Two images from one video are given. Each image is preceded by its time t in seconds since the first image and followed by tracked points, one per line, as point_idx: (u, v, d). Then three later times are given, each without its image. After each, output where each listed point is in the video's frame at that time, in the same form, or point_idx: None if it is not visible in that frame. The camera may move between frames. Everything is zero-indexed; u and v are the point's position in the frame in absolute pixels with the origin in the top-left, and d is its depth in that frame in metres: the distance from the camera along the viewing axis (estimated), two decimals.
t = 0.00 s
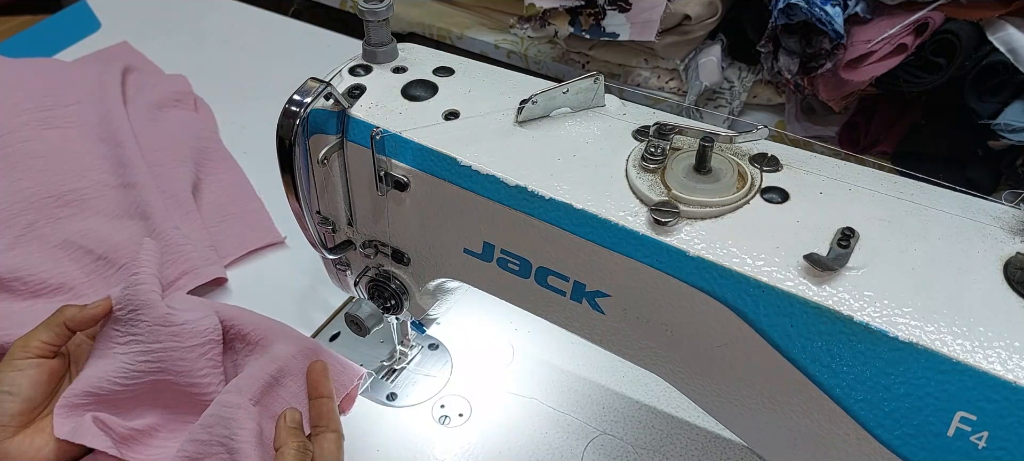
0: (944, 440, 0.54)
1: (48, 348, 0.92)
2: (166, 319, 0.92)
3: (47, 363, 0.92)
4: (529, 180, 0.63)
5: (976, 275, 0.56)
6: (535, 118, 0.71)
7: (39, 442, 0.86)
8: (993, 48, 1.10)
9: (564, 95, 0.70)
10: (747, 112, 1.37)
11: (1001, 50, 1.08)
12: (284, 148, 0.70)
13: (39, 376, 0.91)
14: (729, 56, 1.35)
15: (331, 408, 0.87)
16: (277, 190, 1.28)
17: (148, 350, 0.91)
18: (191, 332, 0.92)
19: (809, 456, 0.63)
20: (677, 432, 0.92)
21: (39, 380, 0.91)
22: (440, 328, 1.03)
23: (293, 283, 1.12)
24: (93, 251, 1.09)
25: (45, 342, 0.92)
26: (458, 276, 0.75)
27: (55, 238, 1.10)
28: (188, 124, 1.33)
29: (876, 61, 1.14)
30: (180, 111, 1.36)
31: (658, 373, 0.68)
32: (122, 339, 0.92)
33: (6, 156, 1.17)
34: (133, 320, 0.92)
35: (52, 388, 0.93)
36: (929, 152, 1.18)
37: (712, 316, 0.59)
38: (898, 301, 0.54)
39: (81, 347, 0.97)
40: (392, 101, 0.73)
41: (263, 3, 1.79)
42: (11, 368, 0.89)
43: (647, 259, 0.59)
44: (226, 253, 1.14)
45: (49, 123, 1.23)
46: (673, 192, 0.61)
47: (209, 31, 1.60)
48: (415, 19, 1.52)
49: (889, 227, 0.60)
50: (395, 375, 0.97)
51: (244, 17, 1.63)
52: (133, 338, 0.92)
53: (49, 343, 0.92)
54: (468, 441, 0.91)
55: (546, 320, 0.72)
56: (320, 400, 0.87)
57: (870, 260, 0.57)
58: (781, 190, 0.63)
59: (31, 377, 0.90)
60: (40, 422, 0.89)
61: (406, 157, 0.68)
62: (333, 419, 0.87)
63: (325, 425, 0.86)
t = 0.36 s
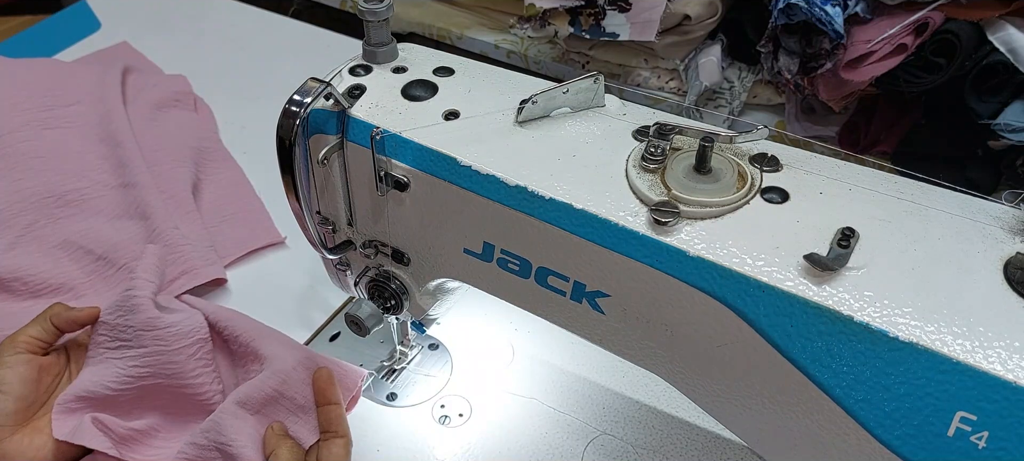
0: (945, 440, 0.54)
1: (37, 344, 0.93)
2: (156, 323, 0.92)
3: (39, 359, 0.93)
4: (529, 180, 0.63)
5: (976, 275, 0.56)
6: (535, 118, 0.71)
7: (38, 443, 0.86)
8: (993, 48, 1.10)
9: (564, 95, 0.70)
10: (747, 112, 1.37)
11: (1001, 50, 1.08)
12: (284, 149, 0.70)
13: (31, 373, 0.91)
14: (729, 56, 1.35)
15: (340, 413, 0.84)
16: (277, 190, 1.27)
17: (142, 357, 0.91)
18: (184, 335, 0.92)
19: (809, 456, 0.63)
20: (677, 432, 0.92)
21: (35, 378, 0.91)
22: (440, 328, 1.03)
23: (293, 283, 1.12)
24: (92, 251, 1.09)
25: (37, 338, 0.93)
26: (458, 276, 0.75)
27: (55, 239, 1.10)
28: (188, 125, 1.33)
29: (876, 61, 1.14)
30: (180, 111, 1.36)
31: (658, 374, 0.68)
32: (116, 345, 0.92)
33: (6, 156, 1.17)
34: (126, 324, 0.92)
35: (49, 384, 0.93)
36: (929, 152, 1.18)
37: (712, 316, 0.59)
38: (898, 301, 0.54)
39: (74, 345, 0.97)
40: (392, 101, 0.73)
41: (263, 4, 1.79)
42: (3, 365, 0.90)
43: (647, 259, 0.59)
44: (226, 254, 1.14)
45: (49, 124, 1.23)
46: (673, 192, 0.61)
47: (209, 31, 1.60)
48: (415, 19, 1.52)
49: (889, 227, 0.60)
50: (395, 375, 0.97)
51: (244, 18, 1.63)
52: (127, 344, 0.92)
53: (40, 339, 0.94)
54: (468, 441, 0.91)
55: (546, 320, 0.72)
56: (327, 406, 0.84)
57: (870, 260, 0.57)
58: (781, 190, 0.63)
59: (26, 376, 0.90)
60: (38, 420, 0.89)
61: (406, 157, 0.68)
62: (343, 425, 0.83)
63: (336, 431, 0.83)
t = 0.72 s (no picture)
0: (945, 440, 0.54)
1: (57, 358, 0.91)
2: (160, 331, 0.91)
3: (56, 373, 0.91)
4: (529, 180, 0.63)
5: (976, 275, 0.56)
6: (535, 118, 0.71)
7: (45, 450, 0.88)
8: (993, 48, 1.10)
9: (564, 95, 0.70)
10: (747, 112, 1.37)
11: (1001, 50, 1.08)
12: (284, 149, 0.70)
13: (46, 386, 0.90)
14: (729, 56, 1.35)
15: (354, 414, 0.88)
16: (277, 190, 1.28)
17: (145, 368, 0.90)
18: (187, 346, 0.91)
19: (809, 456, 0.63)
20: (677, 432, 0.92)
21: (49, 390, 0.91)
22: (440, 328, 1.03)
23: (293, 283, 1.12)
24: (93, 252, 1.09)
25: (58, 354, 0.91)
26: (458, 276, 0.75)
27: (56, 239, 1.10)
28: (188, 125, 1.33)
29: (876, 62, 1.14)
30: (180, 111, 1.36)
31: (659, 374, 0.68)
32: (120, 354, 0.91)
33: (7, 156, 1.17)
34: (144, 337, 0.90)
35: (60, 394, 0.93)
36: (929, 152, 1.18)
37: (712, 316, 0.59)
38: (898, 301, 0.54)
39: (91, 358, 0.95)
40: (392, 101, 0.73)
41: (263, 4, 1.79)
42: (18, 374, 0.89)
43: (647, 259, 0.60)
44: (227, 254, 1.14)
45: (49, 124, 1.23)
46: (673, 192, 0.61)
47: (210, 31, 1.60)
48: (415, 19, 1.52)
49: (889, 227, 0.60)
50: (395, 375, 0.97)
51: (244, 18, 1.63)
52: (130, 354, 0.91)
53: (62, 354, 0.91)
54: (469, 441, 0.91)
55: (546, 320, 0.72)
56: (341, 406, 0.88)
57: (870, 260, 0.57)
58: (781, 190, 0.63)
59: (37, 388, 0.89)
60: (45, 428, 0.91)
61: (406, 157, 0.68)
62: (355, 425, 0.88)
63: (346, 430, 0.88)
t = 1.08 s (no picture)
0: (945, 440, 0.54)
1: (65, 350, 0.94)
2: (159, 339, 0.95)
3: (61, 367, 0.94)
4: (529, 180, 0.63)
5: (976, 275, 0.56)
6: (535, 118, 0.71)
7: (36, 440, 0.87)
8: (993, 48, 1.10)
9: (564, 95, 0.70)
10: (747, 112, 1.37)
11: (1001, 50, 1.08)
12: (284, 149, 0.71)
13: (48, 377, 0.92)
14: (729, 56, 1.35)
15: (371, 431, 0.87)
16: (277, 190, 1.27)
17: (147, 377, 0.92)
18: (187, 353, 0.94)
19: (809, 456, 0.63)
20: (677, 432, 0.92)
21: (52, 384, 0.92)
22: (440, 328, 1.03)
23: (293, 283, 1.12)
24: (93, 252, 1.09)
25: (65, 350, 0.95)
26: (458, 276, 0.75)
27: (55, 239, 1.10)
28: (188, 125, 1.33)
29: (876, 61, 1.14)
30: (180, 111, 1.36)
31: (659, 374, 0.68)
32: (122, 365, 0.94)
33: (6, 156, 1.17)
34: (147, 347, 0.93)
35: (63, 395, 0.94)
36: (929, 152, 1.18)
37: (712, 316, 0.59)
38: (898, 301, 0.54)
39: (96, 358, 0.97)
40: (392, 101, 0.73)
41: (263, 4, 1.79)
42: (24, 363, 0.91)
43: (647, 259, 0.59)
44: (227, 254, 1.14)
45: (49, 124, 1.23)
46: (673, 192, 0.61)
47: (210, 31, 1.60)
48: (415, 19, 1.52)
49: (890, 227, 0.60)
50: (395, 375, 0.97)
51: (244, 18, 1.63)
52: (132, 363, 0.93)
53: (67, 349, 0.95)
54: (469, 441, 0.91)
55: (546, 320, 0.72)
56: (359, 421, 0.87)
57: (870, 260, 0.57)
58: (781, 190, 0.63)
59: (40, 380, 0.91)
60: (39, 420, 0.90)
61: (406, 157, 0.68)
62: (370, 442, 0.87)
63: (361, 446, 0.87)
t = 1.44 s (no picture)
0: (945, 440, 0.54)
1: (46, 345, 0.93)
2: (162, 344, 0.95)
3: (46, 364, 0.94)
4: (529, 180, 0.63)
5: (976, 275, 0.56)
6: (535, 118, 0.71)
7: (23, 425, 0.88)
8: (993, 48, 1.10)
9: (564, 95, 0.70)
10: (747, 112, 1.37)
11: (1001, 50, 1.08)
12: (284, 149, 0.71)
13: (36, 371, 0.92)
14: (729, 56, 1.35)
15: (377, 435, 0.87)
16: (277, 190, 1.27)
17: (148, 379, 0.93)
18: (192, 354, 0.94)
19: (809, 456, 0.63)
20: (677, 432, 0.92)
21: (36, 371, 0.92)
22: (440, 328, 1.03)
23: (293, 283, 1.12)
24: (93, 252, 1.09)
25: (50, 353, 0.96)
26: (458, 276, 0.75)
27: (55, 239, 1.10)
28: (187, 125, 1.33)
29: (876, 61, 1.14)
30: (180, 111, 1.36)
31: (658, 374, 0.68)
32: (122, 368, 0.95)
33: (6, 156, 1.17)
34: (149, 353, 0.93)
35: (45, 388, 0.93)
36: (929, 152, 1.18)
37: (712, 316, 0.59)
38: (898, 301, 0.54)
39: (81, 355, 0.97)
40: (392, 101, 0.73)
41: (263, 4, 1.79)
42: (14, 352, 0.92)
43: (647, 259, 0.59)
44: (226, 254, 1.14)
45: (48, 124, 1.22)
46: (673, 192, 0.61)
47: (209, 31, 1.60)
48: (415, 20, 1.52)
49: (890, 227, 0.60)
50: (395, 375, 0.97)
51: (243, 18, 1.63)
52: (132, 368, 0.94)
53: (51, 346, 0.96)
54: (469, 440, 0.91)
55: (546, 320, 0.72)
56: (365, 425, 0.88)
57: (870, 260, 0.57)
58: (781, 190, 0.63)
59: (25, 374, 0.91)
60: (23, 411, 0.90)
61: (406, 158, 0.68)
62: (376, 446, 0.87)
63: (365, 450, 0.87)
